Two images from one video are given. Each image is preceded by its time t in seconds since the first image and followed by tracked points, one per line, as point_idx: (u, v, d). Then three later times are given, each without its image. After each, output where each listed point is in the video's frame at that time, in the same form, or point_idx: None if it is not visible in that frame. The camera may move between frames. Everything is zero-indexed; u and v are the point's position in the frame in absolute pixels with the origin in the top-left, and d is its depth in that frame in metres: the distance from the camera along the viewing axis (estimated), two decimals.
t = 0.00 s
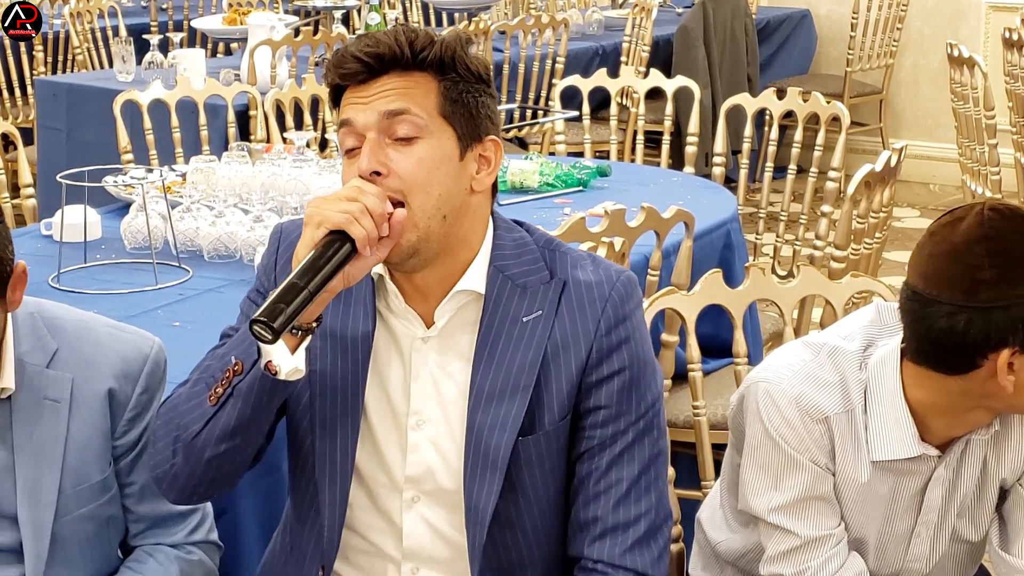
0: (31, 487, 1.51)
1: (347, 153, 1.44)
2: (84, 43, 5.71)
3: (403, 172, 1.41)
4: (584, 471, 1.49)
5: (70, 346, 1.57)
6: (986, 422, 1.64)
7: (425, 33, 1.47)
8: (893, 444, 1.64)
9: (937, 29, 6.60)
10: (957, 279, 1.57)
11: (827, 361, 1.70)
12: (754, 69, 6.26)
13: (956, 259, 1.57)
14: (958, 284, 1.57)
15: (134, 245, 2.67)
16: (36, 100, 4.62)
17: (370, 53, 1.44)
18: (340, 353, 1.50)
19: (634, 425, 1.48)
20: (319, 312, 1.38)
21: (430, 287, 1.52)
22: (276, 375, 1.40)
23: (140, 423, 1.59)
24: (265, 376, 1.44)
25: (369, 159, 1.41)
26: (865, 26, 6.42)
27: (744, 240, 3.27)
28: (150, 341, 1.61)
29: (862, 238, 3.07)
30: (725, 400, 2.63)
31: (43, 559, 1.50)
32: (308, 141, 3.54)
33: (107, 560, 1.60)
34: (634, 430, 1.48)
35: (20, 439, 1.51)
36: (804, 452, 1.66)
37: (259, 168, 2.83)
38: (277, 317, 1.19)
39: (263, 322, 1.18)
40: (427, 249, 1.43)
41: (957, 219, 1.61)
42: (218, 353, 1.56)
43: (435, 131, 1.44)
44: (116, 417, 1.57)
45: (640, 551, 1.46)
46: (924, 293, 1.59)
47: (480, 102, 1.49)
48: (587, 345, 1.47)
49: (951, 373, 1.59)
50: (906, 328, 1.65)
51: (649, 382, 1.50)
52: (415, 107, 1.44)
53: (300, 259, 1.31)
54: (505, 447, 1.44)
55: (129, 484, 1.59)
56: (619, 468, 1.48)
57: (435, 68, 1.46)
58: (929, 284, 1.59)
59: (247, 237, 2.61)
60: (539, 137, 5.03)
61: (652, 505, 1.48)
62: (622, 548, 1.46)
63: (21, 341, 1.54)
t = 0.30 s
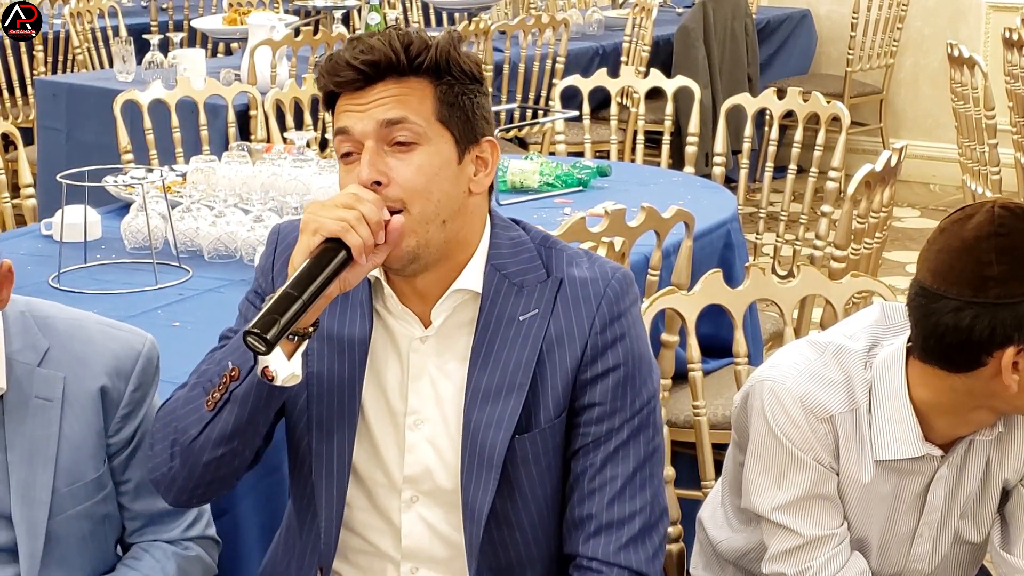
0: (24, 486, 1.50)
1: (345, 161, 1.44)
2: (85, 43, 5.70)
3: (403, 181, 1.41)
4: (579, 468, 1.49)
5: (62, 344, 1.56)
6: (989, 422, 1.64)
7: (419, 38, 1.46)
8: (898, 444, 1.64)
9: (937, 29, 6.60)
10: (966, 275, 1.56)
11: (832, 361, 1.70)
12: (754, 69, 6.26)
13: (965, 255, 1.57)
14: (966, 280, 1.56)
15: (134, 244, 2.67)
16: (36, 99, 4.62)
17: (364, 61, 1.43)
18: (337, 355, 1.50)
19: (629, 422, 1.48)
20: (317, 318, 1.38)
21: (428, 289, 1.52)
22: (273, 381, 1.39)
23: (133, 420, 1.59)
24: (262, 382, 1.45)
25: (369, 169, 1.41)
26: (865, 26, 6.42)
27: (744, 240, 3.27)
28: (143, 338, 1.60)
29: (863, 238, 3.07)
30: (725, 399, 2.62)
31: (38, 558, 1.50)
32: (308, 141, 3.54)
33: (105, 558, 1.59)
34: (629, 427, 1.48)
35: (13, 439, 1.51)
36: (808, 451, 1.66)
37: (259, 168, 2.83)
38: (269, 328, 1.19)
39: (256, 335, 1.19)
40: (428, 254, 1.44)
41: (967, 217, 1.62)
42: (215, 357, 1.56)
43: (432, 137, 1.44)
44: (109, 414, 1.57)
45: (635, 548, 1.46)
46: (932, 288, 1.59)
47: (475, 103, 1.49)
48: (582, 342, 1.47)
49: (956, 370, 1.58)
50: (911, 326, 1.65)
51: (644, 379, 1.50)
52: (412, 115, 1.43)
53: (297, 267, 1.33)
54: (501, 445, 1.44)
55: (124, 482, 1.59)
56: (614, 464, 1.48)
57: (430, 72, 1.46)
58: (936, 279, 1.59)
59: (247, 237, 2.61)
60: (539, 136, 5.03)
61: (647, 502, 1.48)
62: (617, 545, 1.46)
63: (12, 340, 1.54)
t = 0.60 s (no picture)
0: (16, 486, 1.50)
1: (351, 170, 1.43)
2: (84, 43, 5.70)
3: (411, 189, 1.40)
4: (578, 467, 1.49)
5: (51, 343, 1.55)
6: (989, 423, 1.64)
7: (422, 44, 1.45)
8: (897, 444, 1.64)
9: (937, 29, 6.60)
10: (967, 274, 1.56)
11: (832, 360, 1.70)
12: (754, 69, 6.26)
13: (967, 254, 1.57)
14: (967, 279, 1.56)
15: (134, 244, 2.67)
16: (36, 99, 4.62)
17: (370, 69, 1.42)
18: (340, 360, 1.50)
19: (629, 420, 1.48)
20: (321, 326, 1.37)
21: (432, 293, 1.51)
22: (277, 390, 1.43)
23: (125, 417, 1.57)
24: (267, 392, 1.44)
25: (377, 178, 1.40)
26: (865, 26, 6.42)
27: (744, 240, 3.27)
28: (133, 334, 1.58)
29: (862, 238, 3.07)
30: (725, 400, 2.62)
31: (32, 558, 1.50)
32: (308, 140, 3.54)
33: (100, 554, 1.59)
34: (629, 426, 1.48)
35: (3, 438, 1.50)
36: (807, 451, 1.66)
37: (259, 167, 2.83)
38: (275, 338, 1.21)
39: (260, 346, 1.20)
40: (435, 263, 1.44)
41: (970, 216, 1.62)
42: (218, 362, 1.56)
43: (440, 145, 1.43)
44: (100, 411, 1.56)
45: (634, 548, 1.46)
46: (933, 287, 1.59)
47: (478, 108, 1.49)
48: (582, 341, 1.47)
49: (956, 370, 1.58)
50: (912, 326, 1.65)
51: (644, 378, 1.50)
52: (419, 123, 1.43)
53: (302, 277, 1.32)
54: (502, 444, 1.44)
55: (117, 478, 1.58)
56: (614, 463, 1.48)
57: (435, 79, 1.45)
58: (938, 278, 1.59)
59: (247, 237, 2.61)
60: (539, 136, 5.03)
61: (646, 501, 1.48)
62: (616, 544, 1.45)
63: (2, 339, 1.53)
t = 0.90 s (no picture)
0: (13, 485, 1.50)
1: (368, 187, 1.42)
2: (84, 43, 5.70)
3: (432, 207, 1.39)
4: (577, 468, 1.49)
5: (47, 341, 1.55)
6: (988, 423, 1.64)
7: (438, 58, 1.44)
8: (895, 444, 1.64)
9: (937, 29, 6.60)
10: (964, 273, 1.56)
11: (830, 360, 1.70)
12: (754, 69, 6.26)
13: (965, 253, 1.57)
14: (964, 279, 1.56)
15: (134, 244, 2.67)
16: (36, 99, 4.62)
17: (388, 87, 1.40)
18: (347, 366, 1.50)
19: (629, 423, 1.48)
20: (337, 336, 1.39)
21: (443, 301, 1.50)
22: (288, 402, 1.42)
23: (120, 414, 1.57)
24: (279, 405, 1.43)
25: (397, 197, 1.39)
26: (865, 26, 6.41)
27: (744, 240, 3.27)
28: (128, 332, 1.58)
29: (862, 238, 3.07)
30: (725, 399, 2.62)
31: (28, 557, 1.50)
32: (309, 140, 3.54)
33: (98, 552, 1.59)
34: (628, 428, 1.48)
35: None
36: (806, 451, 1.66)
37: (259, 167, 2.83)
38: (281, 358, 1.20)
39: (271, 364, 1.20)
40: (453, 276, 1.44)
41: (968, 216, 1.61)
42: (224, 368, 1.55)
43: (458, 162, 1.42)
44: (96, 409, 1.56)
45: (630, 550, 1.46)
46: (929, 287, 1.59)
47: (492, 119, 1.48)
48: (585, 343, 1.47)
49: (952, 370, 1.58)
50: (911, 325, 1.65)
51: (645, 380, 1.50)
52: (437, 140, 1.42)
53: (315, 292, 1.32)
54: (503, 446, 1.44)
55: (114, 477, 1.58)
56: (612, 465, 1.48)
57: (452, 94, 1.44)
58: (935, 277, 1.59)
59: (247, 237, 2.61)
60: (539, 136, 5.03)
61: (643, 503, 1.48)
62: (612, 546, 1.45)
63: None
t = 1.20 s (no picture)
0: (13, 485, 1.50)
1: (444, 212, 1.34)
2: (85, 43, 5.70)
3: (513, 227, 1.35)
4: (572, 472, 1.49)
5: (48, 341, 1.54)
6: (987, 423, 1.64)
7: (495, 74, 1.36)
8: (894, 445, 1.64)
9: (937, 29, 6.60)
10: (961, 273, 1.56)
11: (830, 360, 1.70)
12: (754, 69, 6.26)
13: (962, 253, 1.57)
14: (962, 278, 1.56)
15: (134, 244, 2.67)
16: (37, 100, 4.62)
17: (476, 111, 1.32)
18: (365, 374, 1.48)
19: (625, 428, 1.48)
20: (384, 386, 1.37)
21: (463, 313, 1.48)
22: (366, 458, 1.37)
23: (122, 414, 1.57)
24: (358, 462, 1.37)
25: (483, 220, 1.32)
26: (865, 25, 6.41)
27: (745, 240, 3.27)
28: (129, 332, 1.57)
29: (862, 238, 3.07)
30: (725, 399, 2.62)
31: (28, 557, 1.51)
32: (309, 141, 3.54)
33: (99, 550, 1.60)
34: (624, 433, 1.48)
35: None
36: (805, 450, 1.66)
37: (260, 167, 2.83)
38: (395, 474, 1.11)
39: (384, 481, 1.12)
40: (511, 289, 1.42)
41: (967, 216, 1.61)
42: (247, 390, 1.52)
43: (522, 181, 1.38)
44: (96, 409, 1.55)
45: (618, 553, 1.46)
46: (927, 285, 1.59)
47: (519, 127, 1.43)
48: (587, 348, 1.47)
49: (950, 368, 1.58)
50: (909, 325, 1.65)
51: (644, 386, 1.50)
52: (509, 160, 1.35)
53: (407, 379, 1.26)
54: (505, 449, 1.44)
55: (115, 476, 1.58)
56: (605, 469, 1.48)
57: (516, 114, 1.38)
58: (932, 276, 1.59)
59: (247, 237, 2.61)
60: (539, 136, 5.03)
61: (635, 508, 1.48)
62: (601, 549, 1.46)
63: None
